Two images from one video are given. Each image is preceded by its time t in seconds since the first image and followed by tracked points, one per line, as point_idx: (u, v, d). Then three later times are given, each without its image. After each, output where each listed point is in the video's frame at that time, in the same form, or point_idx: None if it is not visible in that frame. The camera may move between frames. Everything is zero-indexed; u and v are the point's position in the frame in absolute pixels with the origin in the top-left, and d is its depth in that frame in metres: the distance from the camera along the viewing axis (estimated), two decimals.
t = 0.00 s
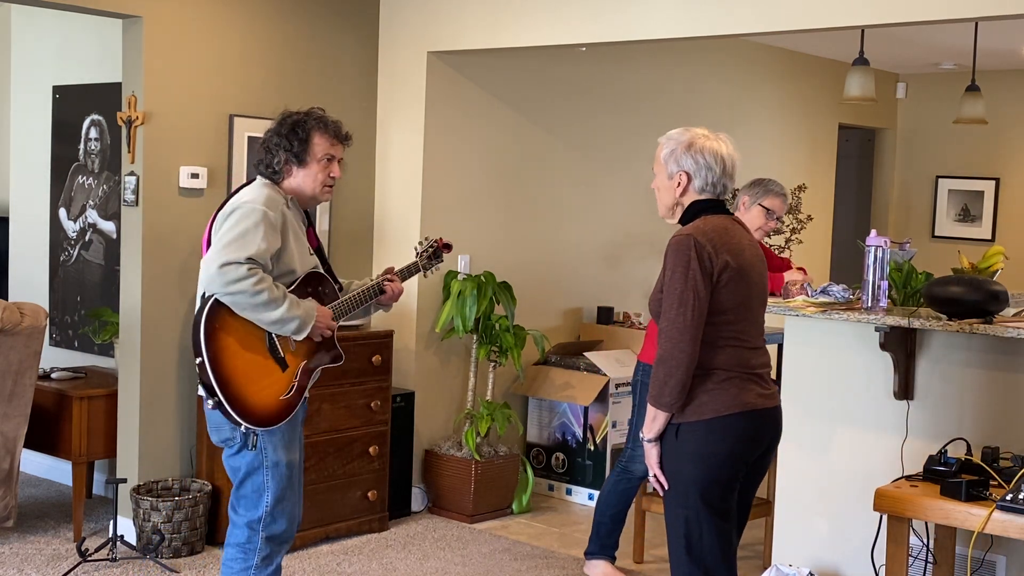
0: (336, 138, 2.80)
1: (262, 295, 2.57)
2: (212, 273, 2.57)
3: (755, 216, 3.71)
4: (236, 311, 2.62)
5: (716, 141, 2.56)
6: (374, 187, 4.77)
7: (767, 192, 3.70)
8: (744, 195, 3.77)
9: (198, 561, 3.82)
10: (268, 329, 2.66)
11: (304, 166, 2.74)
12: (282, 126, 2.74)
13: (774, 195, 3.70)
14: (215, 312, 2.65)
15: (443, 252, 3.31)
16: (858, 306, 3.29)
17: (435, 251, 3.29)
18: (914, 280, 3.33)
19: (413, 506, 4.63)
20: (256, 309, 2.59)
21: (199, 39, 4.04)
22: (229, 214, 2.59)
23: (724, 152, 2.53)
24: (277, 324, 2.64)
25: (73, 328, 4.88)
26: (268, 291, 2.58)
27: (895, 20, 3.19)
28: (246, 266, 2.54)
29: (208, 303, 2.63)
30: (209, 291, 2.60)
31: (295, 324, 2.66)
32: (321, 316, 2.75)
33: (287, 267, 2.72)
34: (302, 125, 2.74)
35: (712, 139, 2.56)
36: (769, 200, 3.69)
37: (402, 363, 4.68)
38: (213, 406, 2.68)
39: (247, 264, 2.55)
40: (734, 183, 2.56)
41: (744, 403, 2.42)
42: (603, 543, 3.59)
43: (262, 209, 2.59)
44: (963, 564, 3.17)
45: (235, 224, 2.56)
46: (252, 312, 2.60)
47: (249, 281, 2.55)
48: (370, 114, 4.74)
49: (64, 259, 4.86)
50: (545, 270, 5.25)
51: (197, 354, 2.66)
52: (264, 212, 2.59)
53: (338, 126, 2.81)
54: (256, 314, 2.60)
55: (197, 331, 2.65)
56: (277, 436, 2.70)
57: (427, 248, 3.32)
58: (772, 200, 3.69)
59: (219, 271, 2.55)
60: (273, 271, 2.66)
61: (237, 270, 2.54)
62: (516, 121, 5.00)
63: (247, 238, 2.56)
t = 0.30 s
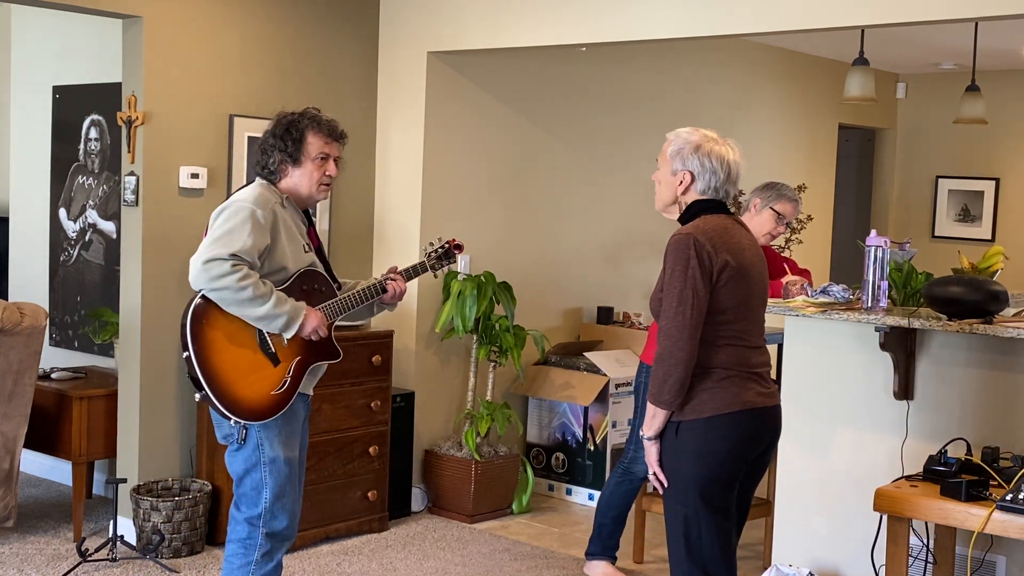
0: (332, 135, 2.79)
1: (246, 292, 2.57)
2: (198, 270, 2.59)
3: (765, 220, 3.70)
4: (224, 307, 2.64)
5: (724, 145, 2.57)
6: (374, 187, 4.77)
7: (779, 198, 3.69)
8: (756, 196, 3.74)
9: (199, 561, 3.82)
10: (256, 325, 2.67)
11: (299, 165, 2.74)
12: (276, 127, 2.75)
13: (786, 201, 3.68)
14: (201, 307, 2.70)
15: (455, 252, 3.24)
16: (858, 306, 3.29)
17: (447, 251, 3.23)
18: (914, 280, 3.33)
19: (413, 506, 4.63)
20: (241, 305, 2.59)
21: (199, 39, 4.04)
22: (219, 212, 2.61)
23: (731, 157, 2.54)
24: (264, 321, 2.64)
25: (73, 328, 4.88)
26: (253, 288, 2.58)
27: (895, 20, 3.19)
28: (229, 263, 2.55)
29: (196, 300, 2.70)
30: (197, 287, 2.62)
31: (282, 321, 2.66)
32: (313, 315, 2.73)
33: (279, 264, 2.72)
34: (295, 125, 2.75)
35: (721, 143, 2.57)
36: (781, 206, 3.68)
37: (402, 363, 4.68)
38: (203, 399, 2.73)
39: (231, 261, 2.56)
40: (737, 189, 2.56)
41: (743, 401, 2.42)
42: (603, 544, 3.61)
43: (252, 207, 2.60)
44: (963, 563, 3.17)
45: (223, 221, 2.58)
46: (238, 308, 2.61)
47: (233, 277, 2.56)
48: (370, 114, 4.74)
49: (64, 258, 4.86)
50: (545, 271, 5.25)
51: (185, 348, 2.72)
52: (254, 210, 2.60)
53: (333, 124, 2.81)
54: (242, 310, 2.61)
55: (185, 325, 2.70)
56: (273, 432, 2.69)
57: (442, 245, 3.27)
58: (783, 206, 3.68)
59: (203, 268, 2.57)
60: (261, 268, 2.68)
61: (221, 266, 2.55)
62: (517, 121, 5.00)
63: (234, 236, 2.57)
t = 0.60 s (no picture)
0: (324, 133, 2.80)
1: (232, 286, 2.57)
2: (187, 266, 2.61)
3: (764, 220, 3.69)
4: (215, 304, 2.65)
5: (724, 145, 2.57)
6: (374, 187, 4.77)
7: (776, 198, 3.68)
8: (754, 198, 3.75)
9: (198, 561, 3.81)
10: (247, 320, 2.67)
11: (292, 163, 2.75)
12: (268, 129, 2.77)
13: (784, 202, 3.68)
14: (191, 302, 2.72)
15: (460, 250, 3.23)
16: (858, 306, 3.29)
17: (452, 249, 3.23)
18: (914, 280, 3.33)
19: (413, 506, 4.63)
20: (229, 299, 2.60)
21: (199, 39, 4.04)
22: (210, 211, 2.64)
23: (732, 157, 2.54)
24: (254, 314, 2.64)
25: (73, 328, 4.88)
26: (240, 282, 2.58)
27: (895, 20, 3.19)
28: (215, 257, 2.56)
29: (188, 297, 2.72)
30: (186, 284, 2.64)
31: (273, 314, 2.66)
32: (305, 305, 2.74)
33: (270, 262, 2.72)
34: (286, 125, 2.76)
35: (722, 142, 2.57)
36: (778, 207, 3.67)
37: (402, 363, 4.68)
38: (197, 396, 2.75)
39: (216, 256, 2.57)
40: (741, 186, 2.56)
41: (743, 398, 2.42)
42: (603, 543, 3.61)
43: (240, 204, 2.61)
44: (964, 564, 3.17)
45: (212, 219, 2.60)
46: (226, 303, 2.61)
47: (218, 271, 2.56)
48: (370, 114, 4.74)
49: (64, 258, 4.86)
50: (545, 271, 5.25)
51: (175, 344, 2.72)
52: (241, 207, 2.61)
53: (324, 122, 2.82)
54: (230, 305, 2.61)
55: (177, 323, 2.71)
56: (274, 429, 2.70)
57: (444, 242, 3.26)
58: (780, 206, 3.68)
59: (191, 265, 2.59)
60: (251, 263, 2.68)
61: (207, 261, 2.56)
62: (517, 121, 5.00)
63: (220, 232, 2.58)
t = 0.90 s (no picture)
0: (317, 132, 2.79)
1: (229, 286, 2.58)
2: (183, 268, 2.62)
3: (755, 215, 3.69)
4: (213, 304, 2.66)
5: (722, 144, 2.57)
6: (374, 187, 4.77)
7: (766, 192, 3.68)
8: (745, 195, 3.76)
9: (198, 561, 3.81)
10: (246, 320, 2.67)
11: (286, 163, 2.75)
12: (261, 128, 2.77)
13: (773, 195, 3.68)
14: (190, 303, 2.71)
15: (458, 244, 3.24)
16: (858, 306, 3.29)
17: (449, 243, 3.23)
18: (914, 280, 3.33)
19: (413, 506, 4.63)
20: (226, 300, 2.61)
21: (198, 39, 4.04)
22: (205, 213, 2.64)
23: (731, 155, 2.55)
24: (251, 314, 2.65)
25: (73, 328, 4.88)
26: (236, 281, 2.59)
27: (895, 20, 3.19)
28: (211, 258, 2.57)
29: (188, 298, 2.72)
30: (184, 287, 2.65)
31: (271, 313, 2.66)
32: (305, 303, 2.75)
33: (267, 260, 2.72)
34: (279, 124, 2.76)
35: (719, 141, 2.57)
36: (767, 201, 3.67)
37: (402, 363, 4.68)
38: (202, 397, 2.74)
39: (212, 257, 2.58)
40: (740, 185, 2.56)
41: (747, 395, 2.43)
42: (602, 543, 3.61)
43: (237, 204, 2.62)
44: (964, 563, 3.17)
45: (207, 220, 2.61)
46: (224, 303, 2.61)
47: (215, 271, 2.57)
48: (370, 114, 4.74)
49: (64, 258, 4.86)
50: (545, 271, 5.25)
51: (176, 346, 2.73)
52: (238, 207, 2.61)
53: (317, 121, 2.81)
54: (228, 305, 2.62)
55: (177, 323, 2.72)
56: (279, 427, 2.70)
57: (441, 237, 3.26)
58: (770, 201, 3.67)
59: (187, 266, 2.60)
60: (247, 263, 2.68)
61: (202, 263, 2.58)
62: (517, 120, 5.00)
63: (216, 233, 2.59)
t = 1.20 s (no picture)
0: (320, 135, 2.80)
1: (238, 288, 2.58)
2: (191, 270, 2.62)
3: (752, 215, 3.70)
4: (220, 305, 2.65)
5: (715, 142, 2.56)
6: (374, 187, 4.77)
7: (763, 192, 3.67)
8: (741, 194, 3.75)
9: (199, 561, 3.81)
10: (253, 322, 2.67)
11: (292, 165, 2.74)
12: (266, 128, 2.74)
13: (771, 195, 3.66)
14: (198, 305, 2.70)
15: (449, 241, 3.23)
16: (858, 306, 3.29)
17: (442, 241, 3.21)
18: (914, 280, 3.33)
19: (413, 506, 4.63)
20: (236, 302, 2.60)
21: (198, 39, 4.03)
22: (210, 214, 2.64)
23: (721, 153, 2.53)
24: (260, 316, 2.65)
25: (73, 328, 4.88)
26: (245, 283, 2.59)
27: (895, 20, 3.19)
28: (220, 260, 2.57)
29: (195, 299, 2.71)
30: (192, 288, 2.64)
31: (279, 314, 2.67)
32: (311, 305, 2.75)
33: (272, 261, 2.72)
34: (286, 125, 2.74)
35: (712, 140, 2.55)
36: (765, 201, 3.66)
37: (402, 363, 4.68)
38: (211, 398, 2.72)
39: (221, 259, 2.57)
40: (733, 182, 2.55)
41: (748, 395, 2.43)
42: (602, 543, 3.61)
43: (242, 206, 2.62)
44: (964, 563, 3.17)
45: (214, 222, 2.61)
46: (233, 305, 2.61)
47: (225, 274, 2.57)
48: (370, 114, 4.74)
49: (64, 258, 4.86)
50: (545, 271, 5.25)
51: (185, 348, 2.71)
52: (242, 209, 2.61)
53: (317, 121, 2.81)
54: (237, 307, 2.62)
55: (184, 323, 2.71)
56: (286, 425, 2.71)
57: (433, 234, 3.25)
58: (767, 201, 3.66)
59: (195, 268, 2.59)
60: (253, 264, 2.68)
61: (211, 264, 2.57)
62: (517, 120, 5.00)
63: (224, 235, 2.59)
